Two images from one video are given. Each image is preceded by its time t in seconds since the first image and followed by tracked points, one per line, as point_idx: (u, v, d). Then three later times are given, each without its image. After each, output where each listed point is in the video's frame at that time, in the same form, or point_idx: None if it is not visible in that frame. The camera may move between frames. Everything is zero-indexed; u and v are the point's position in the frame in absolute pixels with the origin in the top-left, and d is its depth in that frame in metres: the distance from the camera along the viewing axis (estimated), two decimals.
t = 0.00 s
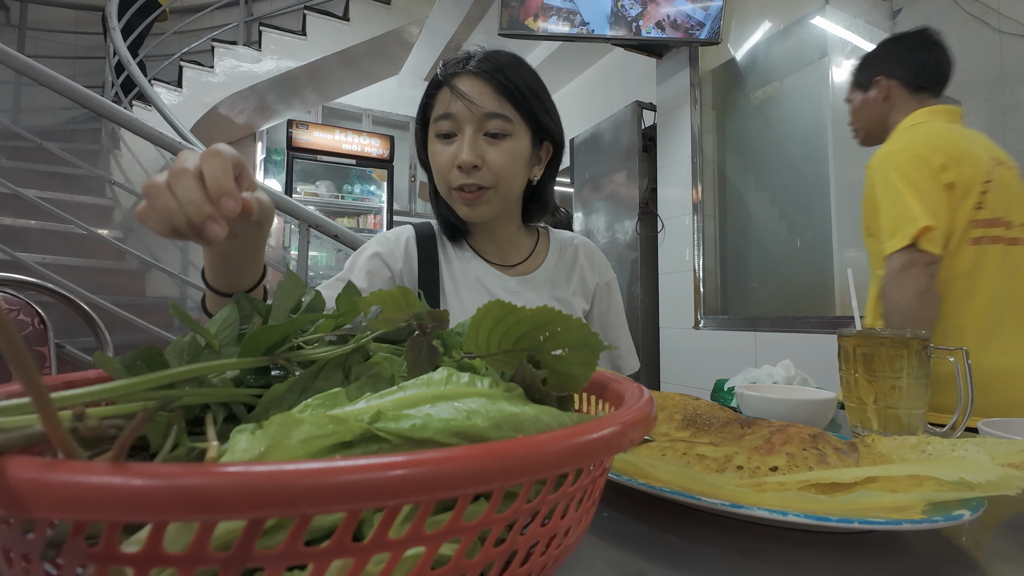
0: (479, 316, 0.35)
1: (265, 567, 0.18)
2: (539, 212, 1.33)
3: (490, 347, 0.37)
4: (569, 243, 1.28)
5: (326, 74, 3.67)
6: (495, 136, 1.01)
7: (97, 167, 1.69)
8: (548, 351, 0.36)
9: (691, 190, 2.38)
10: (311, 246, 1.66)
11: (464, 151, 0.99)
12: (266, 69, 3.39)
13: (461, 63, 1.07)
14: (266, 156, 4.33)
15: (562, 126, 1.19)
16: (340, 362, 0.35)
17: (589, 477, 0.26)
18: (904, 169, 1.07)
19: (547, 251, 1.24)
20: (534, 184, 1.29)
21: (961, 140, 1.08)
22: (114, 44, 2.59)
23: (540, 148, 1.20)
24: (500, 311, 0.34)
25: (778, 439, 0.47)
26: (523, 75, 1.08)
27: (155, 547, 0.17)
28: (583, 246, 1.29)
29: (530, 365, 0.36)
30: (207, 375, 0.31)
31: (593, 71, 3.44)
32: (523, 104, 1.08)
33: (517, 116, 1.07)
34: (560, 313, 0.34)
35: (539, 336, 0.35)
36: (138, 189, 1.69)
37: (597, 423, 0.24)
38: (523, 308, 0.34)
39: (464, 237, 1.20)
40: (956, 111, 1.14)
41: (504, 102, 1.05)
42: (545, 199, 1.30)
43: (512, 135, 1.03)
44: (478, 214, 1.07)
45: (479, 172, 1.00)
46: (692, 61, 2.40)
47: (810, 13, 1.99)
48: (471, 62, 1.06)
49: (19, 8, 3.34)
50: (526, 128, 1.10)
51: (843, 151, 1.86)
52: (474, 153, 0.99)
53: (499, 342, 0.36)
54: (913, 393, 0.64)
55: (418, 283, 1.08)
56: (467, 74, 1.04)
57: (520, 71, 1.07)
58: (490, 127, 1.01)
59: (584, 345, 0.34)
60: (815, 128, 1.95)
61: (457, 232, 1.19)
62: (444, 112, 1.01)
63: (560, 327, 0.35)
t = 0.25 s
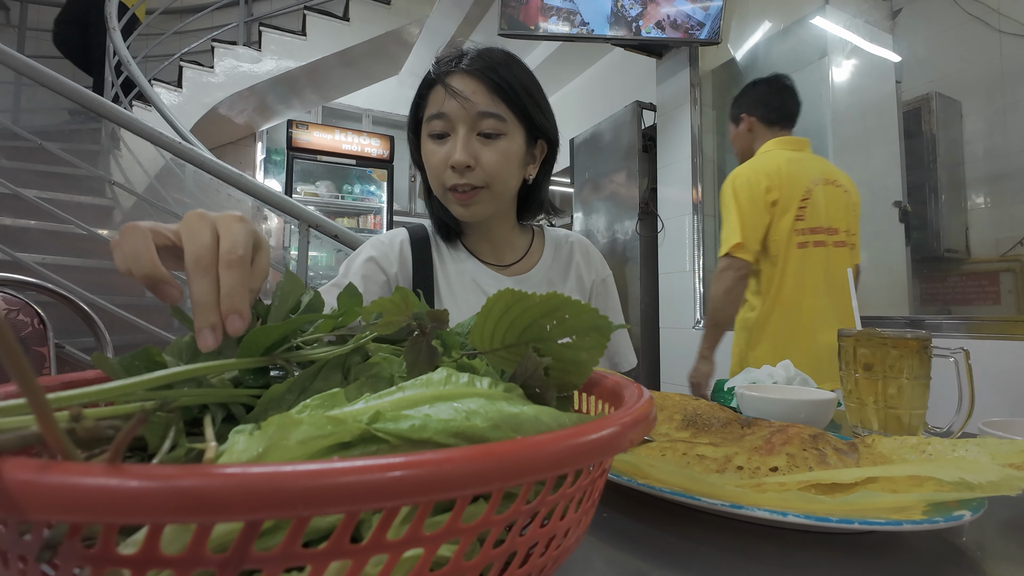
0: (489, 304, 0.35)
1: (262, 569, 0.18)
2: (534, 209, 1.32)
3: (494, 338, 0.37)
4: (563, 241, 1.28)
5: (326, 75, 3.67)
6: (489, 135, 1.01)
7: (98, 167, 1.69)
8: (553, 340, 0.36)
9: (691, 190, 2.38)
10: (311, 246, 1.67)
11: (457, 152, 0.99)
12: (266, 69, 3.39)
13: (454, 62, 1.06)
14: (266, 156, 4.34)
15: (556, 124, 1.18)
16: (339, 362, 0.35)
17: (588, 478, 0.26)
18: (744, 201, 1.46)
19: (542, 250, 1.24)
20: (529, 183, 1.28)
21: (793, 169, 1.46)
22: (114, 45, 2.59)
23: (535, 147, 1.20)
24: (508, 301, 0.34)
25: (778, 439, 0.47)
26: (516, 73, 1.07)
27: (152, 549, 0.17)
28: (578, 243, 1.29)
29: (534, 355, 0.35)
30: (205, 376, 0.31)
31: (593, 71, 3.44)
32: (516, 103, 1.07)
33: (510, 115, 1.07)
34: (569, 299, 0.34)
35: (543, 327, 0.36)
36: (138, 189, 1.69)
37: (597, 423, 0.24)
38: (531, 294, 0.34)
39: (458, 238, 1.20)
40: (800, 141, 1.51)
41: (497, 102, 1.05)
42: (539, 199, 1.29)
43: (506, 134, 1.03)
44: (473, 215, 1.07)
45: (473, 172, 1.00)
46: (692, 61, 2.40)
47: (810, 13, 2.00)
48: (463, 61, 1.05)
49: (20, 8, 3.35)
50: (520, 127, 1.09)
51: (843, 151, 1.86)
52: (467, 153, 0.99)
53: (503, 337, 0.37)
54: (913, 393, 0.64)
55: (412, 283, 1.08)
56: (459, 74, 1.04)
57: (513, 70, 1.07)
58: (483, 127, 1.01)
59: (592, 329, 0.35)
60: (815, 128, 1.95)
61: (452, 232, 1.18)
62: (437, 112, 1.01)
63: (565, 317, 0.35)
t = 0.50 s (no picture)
0: (480, 321, 0.36)
1: (263, 569, 0.18)
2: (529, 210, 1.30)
3: (492, 347, 0.37)
4: (557, 237, 1.27)
5: (326, 75, 3.66)
6: (483, 135, 1.01)
7: (97, 167, 1.69)
8: (548, 353, 0.36)
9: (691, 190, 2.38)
10: (312, 246, 1.67)
11: (452, 151, 0.99)
12: (266, 69, 3.39)
13: (449, 60, 1.06)
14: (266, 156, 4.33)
15: (552, 124, 1.18)
16: (338, 362, 0.35)
17: (588, 478, 0.26)
18: (658, 234, 1.75)
19: (535, 247, 1.24)
20: (524, 184, 1.27)
21: (697, 208, 1.74)
22: (114, 45, 2.59)
23: (530, 147, 1.19)
24: (501, 314, 0.35)
25: (778, 439, 0.47)
26: (511, 72, 1.07)
27: (153, 549, 0.17)
28: (570, 237, 1.29)
29: (530, 364, 0.36)
30: (205, 376, 0.31)
31: (593, 71, 3.44)
32: (511, 102, 1.07)
33: (505, 114, 1.07)
34: (561, 316, 0.34)
35: (537, 336, 0.36)
36: (138, 189, 1.69)
37: (597, 423, 0.24)
38: (522, 310, 0.34)
39: (453, 238, 1.20)
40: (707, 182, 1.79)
41: (492, 100, 1.05)
42: (534, 199, 1.28)
43: (501, 133, 1.03)
44: (467, 215, 1.07)
45: (467, 171, 1.00)
46: (692, 61, 2.40)
47: (810, 13, 1.99)
48: (458, 59, 1.05)
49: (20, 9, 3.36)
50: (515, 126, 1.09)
51: (844, 151, 1.86)
52: (462, 153, 0.99)
53: (499, 343, 0.37)
54: (914, 393, 0.64)
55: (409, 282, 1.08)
56: (454, 72, 1.04)
57: (507, 69, 1.07)
58: (478, 126, 1.01)
59: (585, 347, 0.35)
60: (815, 127, 1.95)
61: (446, 233, 1.18)
62: (431, 110, 1.01)
63: (559, 330, 0.35)
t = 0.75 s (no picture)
0: (482, 318, 0.36)
1: (264, 569, 0.18)
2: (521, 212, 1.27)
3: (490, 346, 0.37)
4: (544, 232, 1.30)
5: (326, 75, 3.66)
6: (480, 136, 1.01)
7: (97, 167, 1.69)
8: (549, 351, 0.36)
9: (691, 191, 2.38)
10: (312, 246, 1.67)
11: (449, 152, 0.99)
12: (266, 70, 3.39)
13: (446, 62, 1.06)
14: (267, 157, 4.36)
15: (547, 126, 1.18)
16: (339, 362, 0.35)
17: (589, 478, 0.26)
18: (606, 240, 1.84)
19: (524, 243, 1.26)
20: (518, 186, 1.25)
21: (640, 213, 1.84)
22: (114, 45, 2.59)
23: (525, 150, 1.20)
24: (502, 311, 0.35)
25: (779, 440, 0.47)
26: (508, 74, 1.08)
27: (154, 549, 0.17)
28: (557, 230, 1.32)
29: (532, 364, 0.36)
30: (206, 376, 0.31)
31: (593, 71, 3.44)
32: (508, 104, 1.08)
33: (503, 116, 1.07)
34: (562, 312, 0.34)
35: (538, 335, 0.35)
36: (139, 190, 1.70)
37: (598, 424, 0.24)
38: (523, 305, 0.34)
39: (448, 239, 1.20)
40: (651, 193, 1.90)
41: (489, 102, 1.05)
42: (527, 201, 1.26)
43: (498, 135, 1.03)
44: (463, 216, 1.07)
45: (464, 173, 1.00)
46: (692, 61, 2.40)
47: (810, 13, 1.99)
48: (456, 61, 1.05)
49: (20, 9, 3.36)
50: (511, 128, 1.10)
51: (843, 151, 1.86)
52: (459, 154, 0.99)
53: (499, 341, 0.37)
54: (914, 393, 0.64)
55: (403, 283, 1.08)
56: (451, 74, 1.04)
57: (504, 71, 1.07)
58: (475, 128, 1.01)
59: (586, 344, 0.34)
60: (815, 127, 1.95)
61: (440, 234, 1.18)
62: (428, 111, 1.01)
63: (561, 327, 0.34)
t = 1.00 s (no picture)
0: (500, 297, 0.35)
1: (264, 569, 0.18)
2: (510, 212, 1.28)
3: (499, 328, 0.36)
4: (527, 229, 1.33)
5: (326, 75, 3.66)
6: (474, 137, 1.01)
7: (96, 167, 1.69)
8: (561, 330, 0.36)
9: (690, 191, 2.37)
10: (312, 246, 1.67)
11: (443, 152, 0.99)
12: (266, 70, 3.39)
13: (440, 64, 1.07)
14: (267, 157, 4.36)
15: (537, 129, 1.19)
16: (340, 362, 0.35)
17: (590, 478, 0.26)
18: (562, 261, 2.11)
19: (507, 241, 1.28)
20: (507, 188, 1.25)
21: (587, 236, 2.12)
22: (114, 45, 2.59)
23: (516, 152, 1.20)
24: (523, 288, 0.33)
25: (779, 440, 0.47)
26: (502, 77, 1.09)
27: (155, 549, 0.17)
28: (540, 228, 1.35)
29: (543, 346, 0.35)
30: (207, 376, 0.31)
31: (593, 71, 3.44)
32: (501, 106, 1.08)
33: (496, 118, 1.08)
34: (582, 287, 0.34)
35: (549, 319, 0.36)
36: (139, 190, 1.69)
37: (598, 424, 0.24)
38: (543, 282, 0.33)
39: (439, 239, 1.20)
40: (601, 215, 2.21)
41: (483, 104, 1.06)
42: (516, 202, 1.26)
43: (491, 137, 1.03)
44: (456, 215, 1.07)
45: (458, 172, 1.00)
46: (692, 61, 2.40)
47: (810, 13, 1.99)
48: (450, 63, 1.06)
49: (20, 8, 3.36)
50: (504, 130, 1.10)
51: (843, 151, 1.87)
52: (453, 154, 0.99)
53: (509, 329, 0.37)
54: (915, 393, 0.64)
55: (397, 281, 1.08)
56: (445, 76, 1.05)
57: (498, 74, 1.08)
58: (469, 129, 1.01)
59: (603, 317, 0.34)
60: (815, 127, 1.95)
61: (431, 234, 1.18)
62: (422, 112, 1.01)
63: (573, 307, 0.35)
